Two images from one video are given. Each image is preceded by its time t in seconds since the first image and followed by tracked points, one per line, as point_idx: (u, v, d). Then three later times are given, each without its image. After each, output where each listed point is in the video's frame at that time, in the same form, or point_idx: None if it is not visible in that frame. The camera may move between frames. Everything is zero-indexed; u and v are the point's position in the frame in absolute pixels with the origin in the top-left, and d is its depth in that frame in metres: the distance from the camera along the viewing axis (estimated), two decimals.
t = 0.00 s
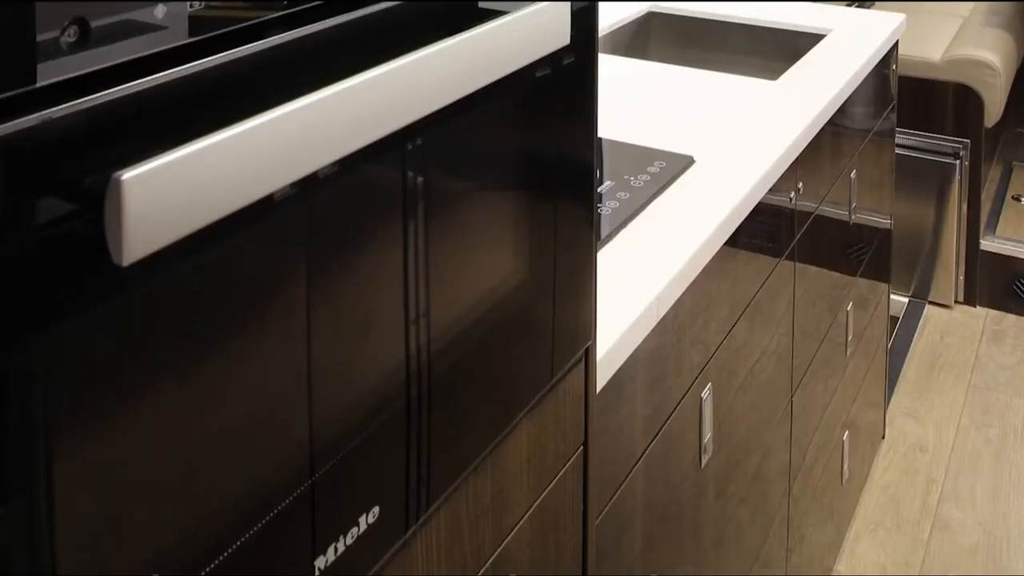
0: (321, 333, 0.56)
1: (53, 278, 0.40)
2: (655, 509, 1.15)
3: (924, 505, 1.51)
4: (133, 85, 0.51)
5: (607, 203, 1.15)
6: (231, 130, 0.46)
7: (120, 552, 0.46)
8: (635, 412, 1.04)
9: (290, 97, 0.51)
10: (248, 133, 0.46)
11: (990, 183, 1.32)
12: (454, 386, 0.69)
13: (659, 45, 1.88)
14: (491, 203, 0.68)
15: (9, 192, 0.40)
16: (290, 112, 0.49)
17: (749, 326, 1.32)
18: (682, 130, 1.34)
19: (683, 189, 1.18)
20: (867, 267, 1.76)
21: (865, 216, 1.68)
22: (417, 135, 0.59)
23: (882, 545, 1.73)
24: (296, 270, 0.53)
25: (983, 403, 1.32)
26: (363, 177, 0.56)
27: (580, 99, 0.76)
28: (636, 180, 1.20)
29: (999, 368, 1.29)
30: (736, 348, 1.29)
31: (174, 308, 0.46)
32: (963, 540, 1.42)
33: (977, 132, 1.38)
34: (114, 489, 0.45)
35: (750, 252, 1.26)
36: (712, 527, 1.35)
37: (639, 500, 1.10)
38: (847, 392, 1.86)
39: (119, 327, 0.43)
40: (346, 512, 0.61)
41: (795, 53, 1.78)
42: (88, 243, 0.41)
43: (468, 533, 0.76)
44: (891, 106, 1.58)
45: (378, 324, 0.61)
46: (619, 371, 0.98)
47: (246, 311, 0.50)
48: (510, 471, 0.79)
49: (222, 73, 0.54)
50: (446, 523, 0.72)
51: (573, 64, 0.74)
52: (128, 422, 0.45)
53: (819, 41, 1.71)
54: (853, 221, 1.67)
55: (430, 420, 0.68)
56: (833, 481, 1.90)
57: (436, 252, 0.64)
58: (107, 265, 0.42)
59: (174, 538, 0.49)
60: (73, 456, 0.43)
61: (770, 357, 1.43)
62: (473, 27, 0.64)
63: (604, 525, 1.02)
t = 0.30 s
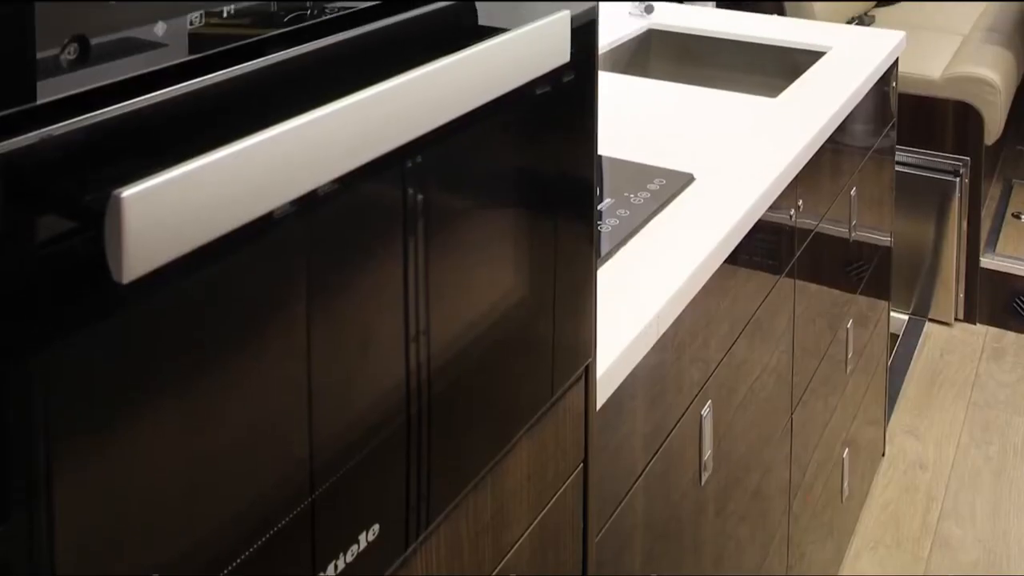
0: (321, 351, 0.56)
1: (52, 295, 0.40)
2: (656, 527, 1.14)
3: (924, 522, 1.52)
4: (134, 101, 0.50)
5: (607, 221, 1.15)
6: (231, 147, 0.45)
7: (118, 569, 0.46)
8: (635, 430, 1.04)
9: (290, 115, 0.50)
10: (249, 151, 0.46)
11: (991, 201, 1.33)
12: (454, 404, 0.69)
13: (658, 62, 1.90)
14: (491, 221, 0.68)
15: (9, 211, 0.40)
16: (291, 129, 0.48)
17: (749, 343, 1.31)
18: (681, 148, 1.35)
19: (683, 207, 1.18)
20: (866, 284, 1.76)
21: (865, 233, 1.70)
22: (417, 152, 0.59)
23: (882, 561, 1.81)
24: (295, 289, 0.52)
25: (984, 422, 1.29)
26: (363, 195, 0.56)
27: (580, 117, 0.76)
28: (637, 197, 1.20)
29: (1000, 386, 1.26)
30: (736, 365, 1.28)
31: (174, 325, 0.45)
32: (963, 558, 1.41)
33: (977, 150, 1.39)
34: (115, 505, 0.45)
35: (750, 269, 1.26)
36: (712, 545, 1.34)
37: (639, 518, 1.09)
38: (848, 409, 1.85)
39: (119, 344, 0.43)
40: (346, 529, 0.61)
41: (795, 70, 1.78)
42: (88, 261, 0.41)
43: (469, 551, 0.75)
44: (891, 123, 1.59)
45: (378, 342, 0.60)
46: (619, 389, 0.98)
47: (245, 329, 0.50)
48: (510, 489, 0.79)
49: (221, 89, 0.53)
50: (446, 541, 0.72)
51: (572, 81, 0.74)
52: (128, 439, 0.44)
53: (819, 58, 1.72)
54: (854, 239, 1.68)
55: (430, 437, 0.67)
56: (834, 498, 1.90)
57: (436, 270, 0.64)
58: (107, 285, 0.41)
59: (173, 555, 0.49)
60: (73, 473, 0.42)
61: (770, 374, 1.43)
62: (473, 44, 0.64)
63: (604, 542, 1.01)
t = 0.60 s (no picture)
0: (322, 371, 0.55)
1: (53, 315, 0.40)
2: (655, 546, 1.14)
3: (924, 542, 1.51)
4: (132, 123, 0.48)
5: (607, 240, 1.14)
6: (232, 167, 0.45)
7: None
8: (635, 450, 1.03)
9: (290, 134, 0.50)
10: (250, 170, 0.46)
11: (990, 221, 1.35)
12: (454, 423, 0.68)
13: (658, 82, 1.92)
14: (491, 241, 0.68)
15: (9, 234, 0.40)
16: (292, 148, 0.48)
17: (748, 363, 1.31)
18: (681, 168, 1.35)
19: (683, 227, 1.18)
20: (866, 304, 1.76)
21: (865, 254, 1.71)
22: (417, 172, 0.59)
23: None
24: (295, 309, 0.52)
25: (983, 441, 1.31)
26: (363, 216, 0.56)
27: (580, 137, 0.76)
28: (636, 217, 1.20)
29: (999, 406, 1.28)
30: (736, 386, 1.28)
31: (175, 346, 0.45)
32: None
33: (977, 170, 1.39)
34: (114, 520, 0.44)
35: (750, 289, 1.25)
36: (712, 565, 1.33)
37: (639, 538, 1.09)
38: (847, 429, 1.85)
39: (119, 364, 0.42)
40: (346, 549, 0.60)
41: (795, 89, 1.79)
42: (88, 281, 0.40)
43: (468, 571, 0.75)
44: (890, 143, 1.59)
45: (378, 362, 0.60)
46: (619, 409, 0.97)
47: (245, 349, 0.50)
48: (510, 508, 0.78)
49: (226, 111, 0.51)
50: (445, 561, 0.71)
51: (572, 101, 0.74)
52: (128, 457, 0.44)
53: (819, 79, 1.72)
54: (854, 258, 1.71)
55: (430, 457, 0.67)
56: (834, 518, 1.89)
57: (436, 290, 0.64)
58: (107, 305, 0.41)
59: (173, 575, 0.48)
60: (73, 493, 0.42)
61: (770, 395, 1.42)
62: (473, 63, 0.63)
63: (604, 562, 1.00)
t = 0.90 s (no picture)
0: (321, 389, 0.55)
1: (53, 333, 0.39)
2: (655, 565, 1.13)
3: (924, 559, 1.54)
4: (132, 140, 0.43)
5: (607, 258, 1.15)
6: (232, 184, 0.45)
7: None
8: (635, 468, 1.03)
9: (290, 151, 0.50)
10: (250, 187, 0.46)
11: (991, 238, 1.39)
12: (454, 441, 0.68)
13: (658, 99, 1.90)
14: (491, 258, 0.68)
15: (9, 251, 0.38)
16: (293, 165, 0.48)
17: (748, 381, 1.31)
18: (680, 186, 1.35)
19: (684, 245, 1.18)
20: (867, 321, 1.75)
21: (865, 270, 1.68)
22: (417, 190, 0.59)
23: None
24: (295, 327, 0.52)
25: (984, 458, 1.31)
26: (363, 233, 0.55)
27: (580, 154, 0.76)
28: (636, 235, 1.20)
29: (1000, 423, 1.29)
30: (736, 403, 1.28)
31: (175, 364, 0.45)
32: None
33: (977, 188, 1.47)
34: (113, 535, 0.44)
35: (750, 306, 1.25)
36: None
37: (639, 555, 1.08)
38: (847, 447, 1.83)
39: (119, 381, 0.42)
40: (346, 567, 0.60)
41: (794, 107, 1.77)
42: (88, 299, 0.40)
43: None
44: (891, 160, 1.66)
45: (378, 379, 0.60)
46: (619, 425, 0.97)
47: (245, 367, 0.49)
48: (510, 526, 0.78)
49: (234, 126, 0.47)
50: None
51: (572, 119, 0.74)
52: (127, 475, 0.44)
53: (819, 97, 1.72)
54: (854, 276, 1.65)
55: (430, 475, 0.66)
56: (834, 536, 1.88)
57: (436, 308, 0.63)
58: (107, 321, 0.41)
59: None
60: (72, 511, 0.42)
61: (770, 412, 1.42)
62: (473, 80, 0.63)
63: None
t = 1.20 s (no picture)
0: (321, 409, 0.55)
1: (53, 353, 0.39)
2: None
3: None
4: (129, 160, 0.42)
5: (607, 278, 1.15)
6: (235, 204, 0.45)
7: None
8: (635, 487, 1.02)
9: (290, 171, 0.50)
10: (252, 206, 0.45)
11: (991, 257, 1.38)
12: (454, 461, 0.68)
13: (660, 118, 1.93)
14: (491, 278, 0.67)
15: (8, 269, 0.38)
16: (295, 184, 0.48)
17: (748, 401, 1.30)
18: (680, 206, 1.35)
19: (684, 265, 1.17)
20: (867, 341, 1.78)
21: (864, 290, 1.71)
22: (417, 210, 0.59)
23: None
24: (296, 346, 0.52)
25: (983, 479, 1.32)
26: (363, 253, 0.55)
27: (580, 173, 0.76)
28: (636, 255, 1.20)
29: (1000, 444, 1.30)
30: (736, 424, 1.27)
31: (175, 384, 0.45)
32: None
33: (977, 208, 1.42)
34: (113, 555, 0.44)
35: (750, 326, 1.25)
36: None
37: None
38: (847, 467, 1.83)
39: (118, 401, 0.42)
40: None
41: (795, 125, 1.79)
42: (89, 318, 0.40)
43: None
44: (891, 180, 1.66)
45: (378, 399, 0.59)
46: (619, 446, 0.97)
47: (245, 387, 0.49)
48: (510, 546, 0.77)
49: (238, 144, 0.47)
50: None
51: (572, 138, 0.74)
52: (126, 493, 0.44)
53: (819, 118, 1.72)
54: (854, 295, 1.69)
55: (430, 495, 0.66)
56: (834, 556, 1.87)
57: (436, 328, 0.63)
58: (106, 341, 0.41)
59: None
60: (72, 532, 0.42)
61: (770, 433, 1.41)
62: (472, 100, 0.63)
63: None
